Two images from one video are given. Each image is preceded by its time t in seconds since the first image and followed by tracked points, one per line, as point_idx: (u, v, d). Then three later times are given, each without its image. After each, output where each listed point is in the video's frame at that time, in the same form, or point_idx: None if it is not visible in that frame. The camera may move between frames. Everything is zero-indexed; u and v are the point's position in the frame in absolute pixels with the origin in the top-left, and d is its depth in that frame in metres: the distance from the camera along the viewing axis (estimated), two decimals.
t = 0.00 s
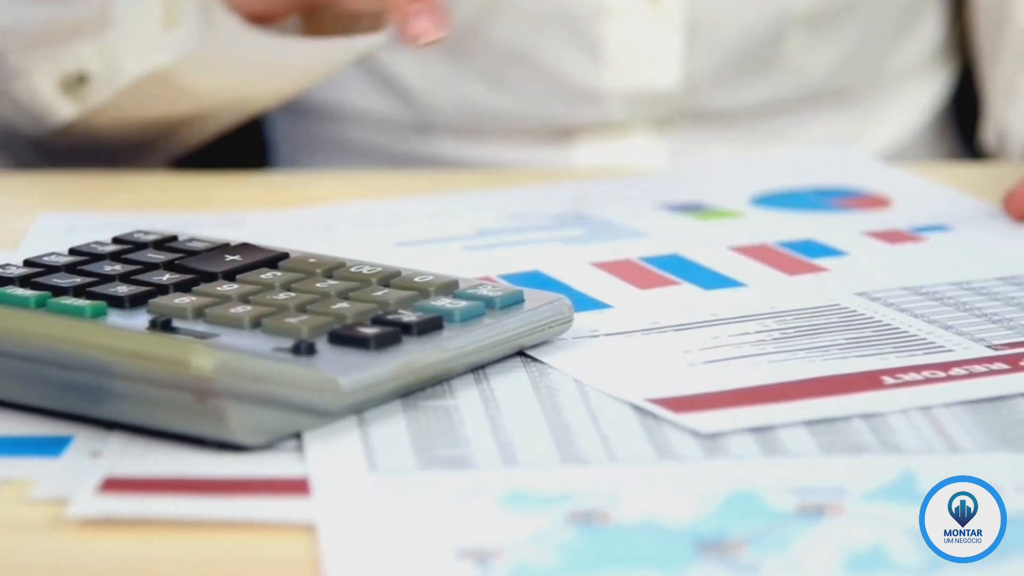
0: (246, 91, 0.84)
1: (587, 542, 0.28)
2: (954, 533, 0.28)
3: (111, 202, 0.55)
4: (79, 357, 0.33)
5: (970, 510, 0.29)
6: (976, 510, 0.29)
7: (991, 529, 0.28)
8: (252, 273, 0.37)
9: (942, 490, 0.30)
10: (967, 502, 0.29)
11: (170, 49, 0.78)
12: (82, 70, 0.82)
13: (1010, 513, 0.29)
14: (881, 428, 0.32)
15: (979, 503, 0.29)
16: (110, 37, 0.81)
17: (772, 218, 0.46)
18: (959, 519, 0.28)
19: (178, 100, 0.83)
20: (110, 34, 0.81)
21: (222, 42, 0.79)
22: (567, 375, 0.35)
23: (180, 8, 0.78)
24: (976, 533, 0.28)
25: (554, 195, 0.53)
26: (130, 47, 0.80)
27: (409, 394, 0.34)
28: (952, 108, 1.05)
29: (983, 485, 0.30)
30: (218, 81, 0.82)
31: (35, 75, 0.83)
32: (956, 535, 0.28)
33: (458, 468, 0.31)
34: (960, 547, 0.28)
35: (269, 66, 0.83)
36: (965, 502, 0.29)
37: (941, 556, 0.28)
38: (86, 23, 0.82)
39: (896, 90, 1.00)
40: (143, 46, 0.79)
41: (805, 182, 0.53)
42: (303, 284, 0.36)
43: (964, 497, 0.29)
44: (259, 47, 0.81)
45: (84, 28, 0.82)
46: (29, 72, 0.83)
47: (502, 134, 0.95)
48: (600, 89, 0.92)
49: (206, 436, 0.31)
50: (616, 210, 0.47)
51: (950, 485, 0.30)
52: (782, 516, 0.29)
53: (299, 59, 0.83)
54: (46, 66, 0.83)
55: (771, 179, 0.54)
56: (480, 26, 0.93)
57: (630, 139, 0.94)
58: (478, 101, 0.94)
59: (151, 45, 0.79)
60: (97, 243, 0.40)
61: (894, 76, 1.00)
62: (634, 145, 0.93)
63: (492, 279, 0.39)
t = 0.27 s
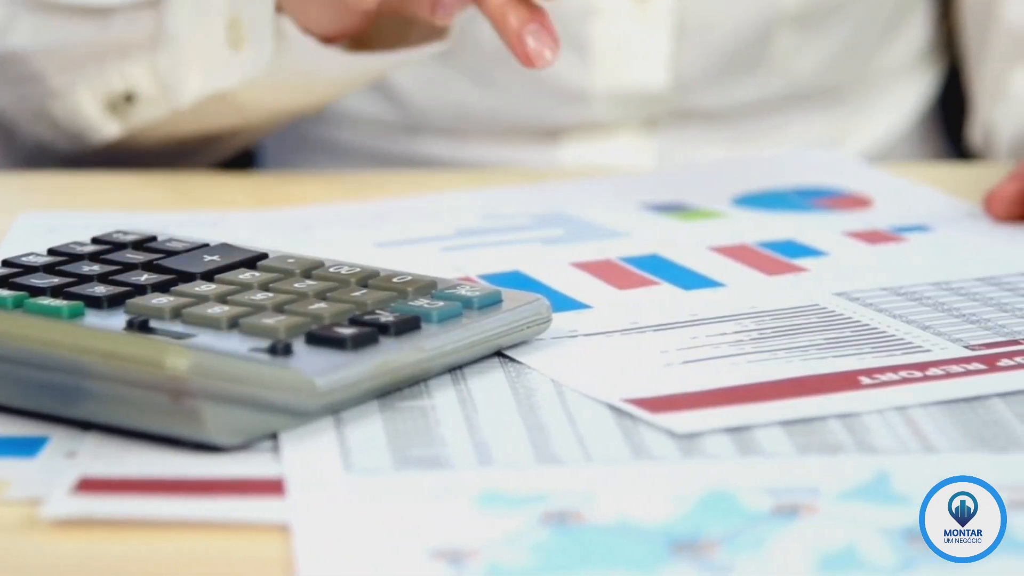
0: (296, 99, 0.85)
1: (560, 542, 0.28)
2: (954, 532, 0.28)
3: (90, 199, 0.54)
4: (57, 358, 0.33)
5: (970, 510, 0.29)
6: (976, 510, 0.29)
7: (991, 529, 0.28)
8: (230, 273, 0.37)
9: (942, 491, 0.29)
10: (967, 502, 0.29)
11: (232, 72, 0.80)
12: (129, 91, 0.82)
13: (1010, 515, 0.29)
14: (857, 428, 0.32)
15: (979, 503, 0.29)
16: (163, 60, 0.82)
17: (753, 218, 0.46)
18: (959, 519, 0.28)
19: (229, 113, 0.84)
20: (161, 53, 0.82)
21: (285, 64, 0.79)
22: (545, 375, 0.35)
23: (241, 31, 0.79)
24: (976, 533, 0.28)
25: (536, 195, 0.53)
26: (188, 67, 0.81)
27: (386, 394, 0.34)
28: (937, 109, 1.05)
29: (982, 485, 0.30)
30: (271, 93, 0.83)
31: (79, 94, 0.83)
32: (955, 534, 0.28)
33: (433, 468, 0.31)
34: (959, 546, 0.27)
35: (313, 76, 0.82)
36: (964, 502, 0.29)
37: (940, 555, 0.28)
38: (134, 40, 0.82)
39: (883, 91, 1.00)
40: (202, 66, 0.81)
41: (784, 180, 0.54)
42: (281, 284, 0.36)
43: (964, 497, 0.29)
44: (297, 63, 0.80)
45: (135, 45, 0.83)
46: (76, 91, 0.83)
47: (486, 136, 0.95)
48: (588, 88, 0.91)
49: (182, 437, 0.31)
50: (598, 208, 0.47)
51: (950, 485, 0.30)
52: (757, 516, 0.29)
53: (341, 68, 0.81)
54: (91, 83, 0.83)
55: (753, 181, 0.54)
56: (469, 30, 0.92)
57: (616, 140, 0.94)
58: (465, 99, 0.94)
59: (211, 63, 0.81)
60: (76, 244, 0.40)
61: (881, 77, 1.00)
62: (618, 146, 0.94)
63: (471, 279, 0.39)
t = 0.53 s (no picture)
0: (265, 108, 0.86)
1: (533, 541, 0.28)
2: (954, 532, 0.28)
3: (69, 198, 0.54)
4: (33, 359, 0.33)
5: (971, 510, 0.29)
6: (976, 510, 0.29)
7: (991, 530, 0.28)
8: (208, 273, 0.37)
9: (942, 491, 0.29)
10: (967, 502, 0.29)
11: (202, 81, 0.80)
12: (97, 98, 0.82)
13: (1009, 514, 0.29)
14: (832, 428, 0.32)
15: (979, 503, 0.29)
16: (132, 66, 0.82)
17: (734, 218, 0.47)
18: (959, 519, 0.28)
19: (198, 121, 0.86)
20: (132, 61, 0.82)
21: (252, 76, 0.80)
22: (523, 375, 0.35)
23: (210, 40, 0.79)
24: (976, 534, 0.28)
25: (518, 196, 0.53)
26: (158, 74, 0.81)
27: (363, 394, 0.34)
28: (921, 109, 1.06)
29: (982, 485, 0.30)
30: (238, 101, 0.84)
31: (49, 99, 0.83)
32: (955, 534, 0.28)
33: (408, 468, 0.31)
34: (960, 547, 0.27)
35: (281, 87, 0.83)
36: (964, 502, 0.29)
37: (940, 556, 0.28)
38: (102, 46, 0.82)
39: (867, 90, 1.00)
40: (176, 74, 0.81)
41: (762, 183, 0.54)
42: (259, 284, 0.36)
43: (964, 497, 0.29)
44: (264, 74, 0.80)
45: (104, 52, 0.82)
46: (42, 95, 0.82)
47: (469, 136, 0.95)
48: (572, 89, 0.92)
49: (157, 438, 0.31)
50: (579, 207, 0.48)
51: (950, 485, 0.30)
52: (731, 516, 0.29)
53: (310, 76, 0.82)
54: (59, 89, 0.82)
55: (733, 182, 0.54)
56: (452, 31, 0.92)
57: (598, 142, 0.94)
58: (450, 99, 0.94)
59: (184, 72, 0.81)
60: (54, 244, 0.40)
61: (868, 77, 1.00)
62: (603, 148, 0.94)
63: (450, 280, 0.39)
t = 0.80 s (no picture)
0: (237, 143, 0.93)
1: (506, 542, 0.28)
2: (954, 532, 0.28)
3: (48, 197, 0.54)
4: (9, 360, 0.33)
5: (971, 510, 0.29)
6: (976, 510, 0.29)
7: (991, 530, 0.29)
8: (185, 274, 0.37)
9: (942, 491, 0.30)
10: (967, 502, 0.29)
11: (186, 134, 0.88)
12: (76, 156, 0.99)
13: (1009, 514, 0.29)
14: (807, 428, 0.32)
15: (979, 503, 0.29)
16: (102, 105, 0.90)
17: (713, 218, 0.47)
18: (960, 519, 0.28)
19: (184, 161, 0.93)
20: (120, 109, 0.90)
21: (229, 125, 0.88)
22: (498, 375, 0.35)
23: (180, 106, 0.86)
24: (976, 533, 0.28)
25: (499, 196, 0.54)
26: (142, 137, 0.89)
27: (339, 394, 0.34)
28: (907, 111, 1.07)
29: (982, 485, 0.30)
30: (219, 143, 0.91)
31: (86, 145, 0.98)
32: (956, 534, 0.28)
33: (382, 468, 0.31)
34: (960, 546, 0.28)
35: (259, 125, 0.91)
36: (965, 502, 0.29)
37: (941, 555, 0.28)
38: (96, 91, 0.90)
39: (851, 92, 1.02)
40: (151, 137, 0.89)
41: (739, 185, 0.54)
42: (236, 285, 0.36)
43: (964, 497, 0.29)
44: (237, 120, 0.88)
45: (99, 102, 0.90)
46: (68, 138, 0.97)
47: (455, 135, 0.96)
48: (557, 90, 0.97)
49: (130, 438, 0.31)
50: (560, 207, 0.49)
51: (950, 485, 0.30)
52: (703, 515, 0.29)
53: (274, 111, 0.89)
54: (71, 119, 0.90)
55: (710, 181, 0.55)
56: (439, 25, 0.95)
57: (589, 142, 0.98)
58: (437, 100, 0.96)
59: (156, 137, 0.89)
60: (32, 244, 0.40)
61: (851, 77, 1.02)
62: (590, 148, 0.98)
63: (429, 280, 0.39)
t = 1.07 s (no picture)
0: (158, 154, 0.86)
1: (479, 542, 0.28)
2: (954, 532, 0.28)
3: (28, 198, 0.54)
4: None
5: (971, 509, 0.29)
6: (976, 510, 0.29)
7: (991, 529, 0.29)
8: (163, 274, 0.37)
9: (942, 491, 0.30)
10: (967, 502, 0.29)
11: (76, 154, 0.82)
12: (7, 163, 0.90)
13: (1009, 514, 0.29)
14: (782, 427, 0.32)
15: (979, 503, 0.29)
16: None
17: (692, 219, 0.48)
18: (959, 518, 0.28)
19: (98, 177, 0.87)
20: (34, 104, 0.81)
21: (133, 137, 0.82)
22: (476, 375, 0.35)
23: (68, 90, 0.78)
24: (976, 533, 0.28)
25: (480, 198, 0.54)
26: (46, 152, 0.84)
27: (316, 394, 0.34)
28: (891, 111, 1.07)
29: (982, 485, 0.30)
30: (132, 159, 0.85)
31: None
32: (956, 534, 0.28)
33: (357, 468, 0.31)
34: (959, 547, 0.28)
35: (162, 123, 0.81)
36: (964, 502, 0.29)
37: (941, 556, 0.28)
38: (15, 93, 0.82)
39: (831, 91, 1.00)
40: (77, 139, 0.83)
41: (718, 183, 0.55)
42: (214, 285, 0.36)
43: (964, 497, 0.29)
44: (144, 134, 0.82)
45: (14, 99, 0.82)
46: None
47: (439, 137, 0.96)
48: (536, 89, 0.93)
49: (106, 439, 0.31)
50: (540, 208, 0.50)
51: (950, 485, 0.30)
52: (677, 516, 0.29)
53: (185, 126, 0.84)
54: None
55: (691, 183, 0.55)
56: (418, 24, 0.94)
57: (568, 142, 0.94)
58: (417, 101, 0.95)
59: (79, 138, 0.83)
60: (10, 245, 0.40)
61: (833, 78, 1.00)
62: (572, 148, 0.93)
63: (408, 281, 0.39)
